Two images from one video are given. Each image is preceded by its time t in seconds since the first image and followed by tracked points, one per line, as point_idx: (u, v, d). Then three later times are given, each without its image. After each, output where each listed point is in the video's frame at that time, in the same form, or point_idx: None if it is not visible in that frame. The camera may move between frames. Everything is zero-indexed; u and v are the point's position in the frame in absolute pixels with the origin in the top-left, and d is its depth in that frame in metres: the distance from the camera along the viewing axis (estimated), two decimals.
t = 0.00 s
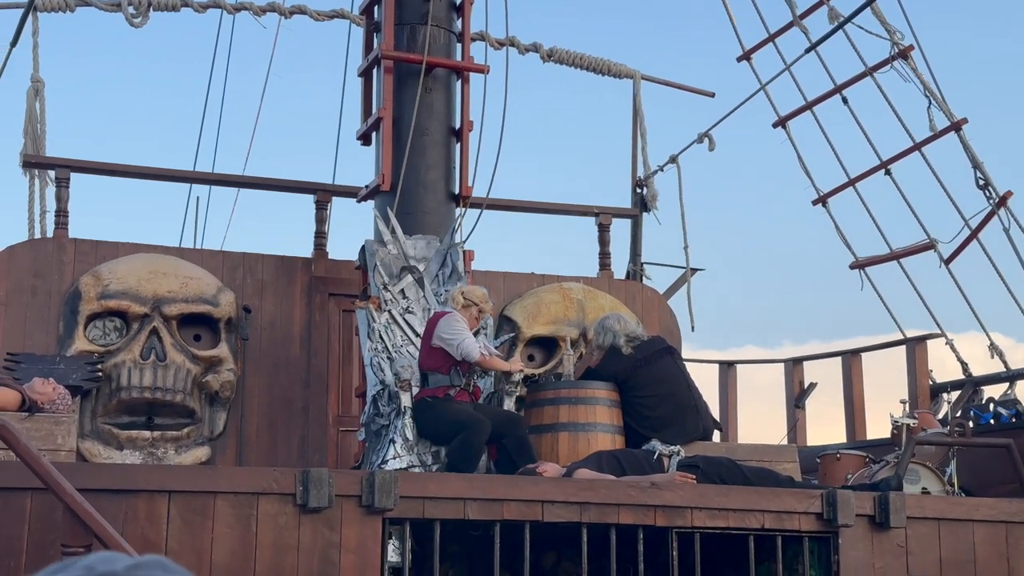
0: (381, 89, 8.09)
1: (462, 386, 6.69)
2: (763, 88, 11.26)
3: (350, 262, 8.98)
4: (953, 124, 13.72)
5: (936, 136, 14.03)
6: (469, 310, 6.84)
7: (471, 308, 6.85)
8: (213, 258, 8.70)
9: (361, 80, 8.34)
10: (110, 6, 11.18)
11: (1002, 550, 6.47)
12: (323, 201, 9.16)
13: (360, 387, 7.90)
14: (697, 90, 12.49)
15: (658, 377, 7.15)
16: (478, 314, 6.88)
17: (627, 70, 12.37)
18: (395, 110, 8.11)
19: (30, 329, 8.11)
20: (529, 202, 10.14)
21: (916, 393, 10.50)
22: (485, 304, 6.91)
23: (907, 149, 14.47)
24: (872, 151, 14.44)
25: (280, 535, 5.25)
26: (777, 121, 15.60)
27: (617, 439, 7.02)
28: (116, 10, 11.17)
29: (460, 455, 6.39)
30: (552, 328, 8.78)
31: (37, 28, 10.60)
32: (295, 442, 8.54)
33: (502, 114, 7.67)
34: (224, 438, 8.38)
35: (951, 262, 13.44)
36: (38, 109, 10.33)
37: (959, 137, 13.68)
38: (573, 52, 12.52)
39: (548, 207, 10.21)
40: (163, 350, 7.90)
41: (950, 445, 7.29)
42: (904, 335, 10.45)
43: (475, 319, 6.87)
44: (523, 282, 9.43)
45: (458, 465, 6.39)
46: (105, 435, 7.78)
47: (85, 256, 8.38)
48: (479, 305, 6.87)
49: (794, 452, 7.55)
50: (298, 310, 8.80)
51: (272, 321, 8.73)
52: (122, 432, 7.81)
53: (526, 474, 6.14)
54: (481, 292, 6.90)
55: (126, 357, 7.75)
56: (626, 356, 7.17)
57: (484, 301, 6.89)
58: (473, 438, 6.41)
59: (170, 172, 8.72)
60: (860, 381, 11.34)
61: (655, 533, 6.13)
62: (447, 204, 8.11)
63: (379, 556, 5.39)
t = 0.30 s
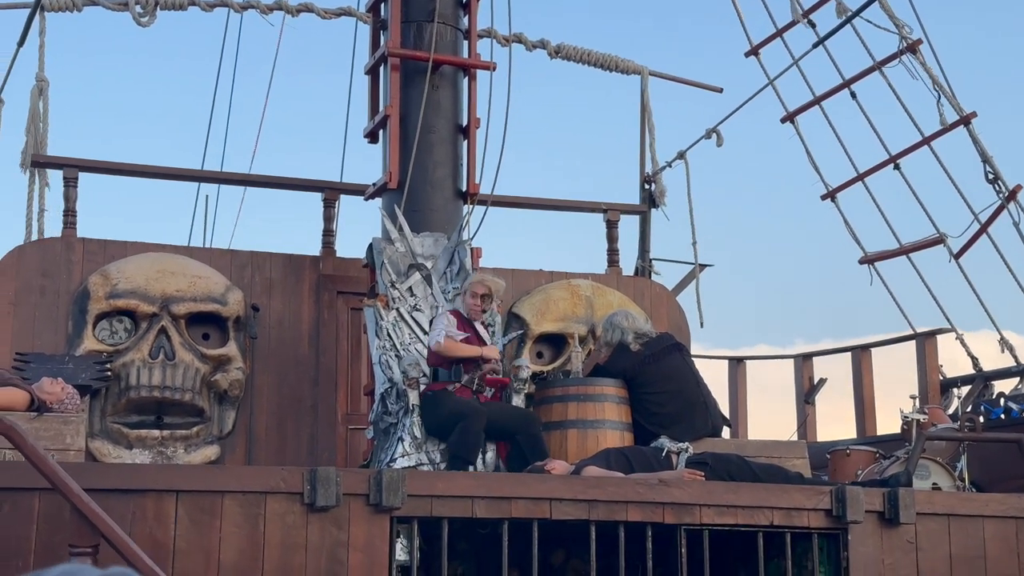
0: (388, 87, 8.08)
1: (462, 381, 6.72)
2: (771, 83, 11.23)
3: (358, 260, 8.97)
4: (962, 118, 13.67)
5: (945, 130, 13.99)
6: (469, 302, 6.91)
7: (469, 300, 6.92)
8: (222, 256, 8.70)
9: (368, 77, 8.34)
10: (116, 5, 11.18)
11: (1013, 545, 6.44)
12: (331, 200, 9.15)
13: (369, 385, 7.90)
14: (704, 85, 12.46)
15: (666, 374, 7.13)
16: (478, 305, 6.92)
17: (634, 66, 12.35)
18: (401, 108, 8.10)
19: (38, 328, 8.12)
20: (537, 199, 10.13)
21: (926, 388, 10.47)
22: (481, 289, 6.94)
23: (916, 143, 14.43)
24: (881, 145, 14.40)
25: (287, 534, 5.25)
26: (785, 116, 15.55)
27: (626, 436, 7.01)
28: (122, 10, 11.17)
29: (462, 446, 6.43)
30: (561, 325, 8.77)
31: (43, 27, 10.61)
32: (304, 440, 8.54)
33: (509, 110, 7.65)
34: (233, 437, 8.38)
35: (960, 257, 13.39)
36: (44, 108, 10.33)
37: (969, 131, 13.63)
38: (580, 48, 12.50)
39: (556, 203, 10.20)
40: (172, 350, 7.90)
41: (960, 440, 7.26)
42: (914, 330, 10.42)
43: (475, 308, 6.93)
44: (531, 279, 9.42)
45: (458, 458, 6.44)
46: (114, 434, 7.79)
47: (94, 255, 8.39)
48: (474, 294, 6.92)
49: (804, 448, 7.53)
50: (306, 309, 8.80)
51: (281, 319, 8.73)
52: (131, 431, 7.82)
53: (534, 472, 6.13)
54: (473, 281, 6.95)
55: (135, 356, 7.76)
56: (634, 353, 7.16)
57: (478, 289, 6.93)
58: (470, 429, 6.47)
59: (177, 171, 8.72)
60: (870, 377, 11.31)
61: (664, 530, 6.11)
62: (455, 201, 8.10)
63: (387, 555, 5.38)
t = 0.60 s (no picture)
0: (395, 87, 8.08)
1: (462, 381, 6.70)
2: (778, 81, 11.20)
3: (365, 261, 8.96)
4: (971, 114, 13.63)
5: (953, 127, 13.94)
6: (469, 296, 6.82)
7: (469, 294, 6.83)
8: (230, 257, 8.70)
9: (375, 78, 8.33)
10: (123, 7, 11.19)
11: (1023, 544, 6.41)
12: (338, 200, 9.15)
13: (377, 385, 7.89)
14: (712, 84, 12.44)
15: (675, 373, 7.11)
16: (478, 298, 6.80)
17: (641, 64, 12.33)
18: (408, 108, 8.09)
19: (47, 330, 8.13)
20: (545, 199, 10.12)
21: (936, 386, 10.43)
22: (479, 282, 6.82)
23: (924, 140, 14.39)
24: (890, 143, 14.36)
25: (295, 535, 5.25)
26: (793, 114, 15.51)
27: (635, 436, 7.00)
28: (129, 11, 11.18)
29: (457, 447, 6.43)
30: (569, 325, 8.76)
31: (50, 29, 10.62)
32: (313, 441, 8.54)
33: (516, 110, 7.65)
34: (242, 439, 8.40)
35: (969, 254, 13.35)
36: (50, 110, 10.34)
37: (977, 128, 13.59)
38: (587, 47, 12.49)
39: (563, 203, 10.19)
40: (180, 351, 7.90)
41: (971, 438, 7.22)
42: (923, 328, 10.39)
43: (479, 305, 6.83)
44: (539, 279, 9.41)
45: (453, 455, 6.45)
46: (123, 436, 7.79)
47: (102, 257, 8.39)
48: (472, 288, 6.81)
49: (813, 447, 7.51)
50: (314, 309, 8.79)
51: (289, 320, 8.73)
52: (140, 432, 7.81)
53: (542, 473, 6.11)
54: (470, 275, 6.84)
55: (143, 358, 7.77)
56: (643, 353, 7.14)
57: (476, 283, 6.80)
58: (463, 426, 6.48)
59: (184, 173, 8.73)
60: (879, 375, 11.28)
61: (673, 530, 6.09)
62: (462, 201, 8.08)
63: (395, 556, 5.37)
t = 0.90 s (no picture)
0: (403, 89, 8.08)
1: (473, 382, 6.73)
2: (788, 80, 11.17)
3: (374, 262, 8.96)
4: (981, 113, 13.58)
5: (964, 126, 13.90)
6: (494, 303, 6.83)
7: (494, 301, 6.84)
8: (239, 260, 8.71)
9: (383, 80, 8.33)
10: (132, 10, 11.21)
11: None
12: (347, 202, 9.15)
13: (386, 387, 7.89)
14: (721, 83, 12.41)
15: (685, 374, 7.08)
16: (502, 306, 6.84)
17: (650, 65, 12.31)
18: (417, 110, 8.09)
19: (57, 333, 8.15)
20: (554, 199, 10.10)
21: (947, 386, 10.39)
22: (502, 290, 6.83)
23: (935, 140, 14.34)
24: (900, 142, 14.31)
25: (305, 538, 5.24)
26: (803, 113, 15.47)
27: (645, 437, 6.99)
28: (138, 14, 11.20)
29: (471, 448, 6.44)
30: (578, 326, 8.74)
31: (60, 32, 10.63)
32: (323, 442, 8.54)
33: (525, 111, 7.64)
34: (252, 442, 8.39)
35: (980, 253, 13.30)
36: (60, 114, 10.36)
37: (988, 127, 13.54)
38: (596, 47, 12.47)
39: (573, 204, 10.17)
40: (190, 353, 7.90)
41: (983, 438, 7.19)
42: (934, 327, 10.35)
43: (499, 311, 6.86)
44: (549, 280, 9.40)
45: (468, 457, 6.46)
46: (133, 438, 7.79)
47: (112, 260, 8.40)
48: (499, 296, 6.82)
49: (824, 448, 7.48)
50: (323, 311, 8.79)
51: (298, 322, 8.73)
52: (150, 435, 7.81)
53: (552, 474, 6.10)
54: (498, 281, 6.83)
55: (153, 361, 7.77)
56: (652, 354, 7.12)
57: (504, 292, 6.82)
58: (477, 428, 6.48)
59: (193, 175, 8.73)
60: (890, 375, 11.24)
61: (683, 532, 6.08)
62: (471, 203, 8.07)
63: (404, 559, 5.36)
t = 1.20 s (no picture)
0: (413, 93, 8.09)
1: (485, 387, 6.71)
2: (798, 82, 11.15)
3: (385, 266, 8.96)
4: (992, 115, 13.54)
5: (974, 127, 13.86)
6: (506, 310, 6.85)
7: (506, 308, 6.85)
8: (249, 264, 8.72)
9: (392, 84, 8.33)
10: (143, 16, 11.23)
11: None
12: (357, 206, 9.15)
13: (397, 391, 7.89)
14: (730, 86, 12.40)
15: (695, 378, 7.07)
16: (514, 315, 6.85)
17: (660, 68, 12.30)
18: (426, 114, 8.09)
19: (69, 338, 8.17)
20: (564, 202, 10.09)
21: (959, 388, 10.36)
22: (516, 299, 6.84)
23: (946, 141, 14.30)
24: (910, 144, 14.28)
25: (316, 543, 5.24)
26: (813, 116, 15.44)
27: (656, 440, 6.98)
28: (148, 19, 11.22)
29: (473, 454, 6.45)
30: (589, 329, 8.72)
31: (70, 38, 10.66)
32: (334, 446, 8.54)
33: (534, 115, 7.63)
34: (263, 446, 8.39)
35: (992, 255, 13.25)
36: (72, 120, 10.39)
37: (999, 128, 13.50)
38: (605, 50, 12.47)
39: (582, 207, 10.16)
40: (200, 358, 7.90)
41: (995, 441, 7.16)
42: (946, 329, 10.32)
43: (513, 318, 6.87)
44: (559, 283, 9.40)
45: (470, 461, 6.46)
46: (144, 443, 7.82)
47: (122, 265, 8.42)
48: (512, 304, 6.84)
49: (836, 450, 7.45)
50: (334, 315, 8.80)
51: (309, 326, 8.73)
52: (161, 440, 7.83)
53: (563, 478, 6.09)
54: (513, 290, 6.84)
55: (164, 366, 7.78)
56: (663, 357, 7.09)
57: (517, 301, 6.83)
58: (484, 435, 6.49)
59: (204, 180, 8.74)
60: (902, 378, 11.20)
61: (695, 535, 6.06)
62: (481, 206, 8.07)
63: (416, 563, 5.36)
